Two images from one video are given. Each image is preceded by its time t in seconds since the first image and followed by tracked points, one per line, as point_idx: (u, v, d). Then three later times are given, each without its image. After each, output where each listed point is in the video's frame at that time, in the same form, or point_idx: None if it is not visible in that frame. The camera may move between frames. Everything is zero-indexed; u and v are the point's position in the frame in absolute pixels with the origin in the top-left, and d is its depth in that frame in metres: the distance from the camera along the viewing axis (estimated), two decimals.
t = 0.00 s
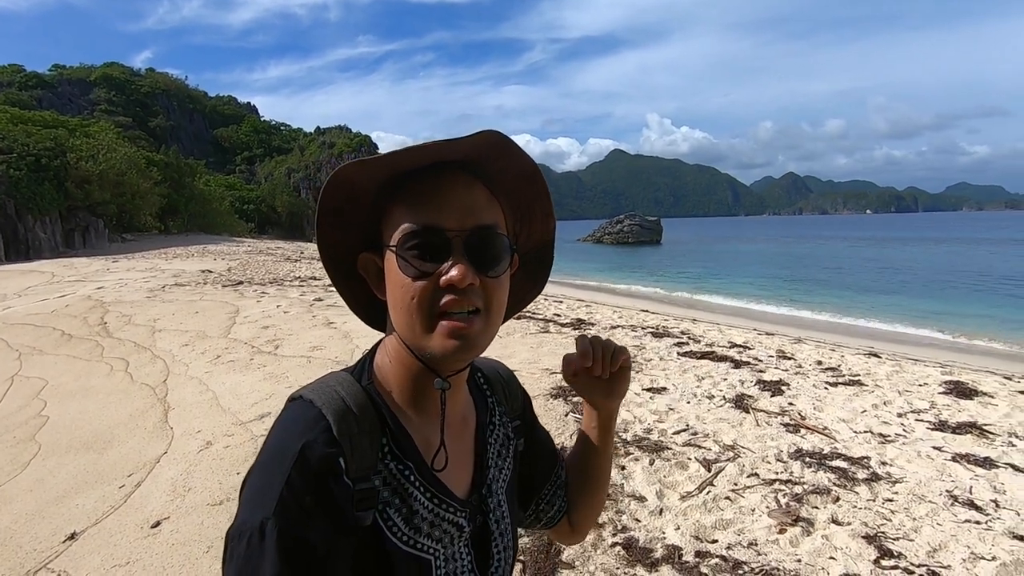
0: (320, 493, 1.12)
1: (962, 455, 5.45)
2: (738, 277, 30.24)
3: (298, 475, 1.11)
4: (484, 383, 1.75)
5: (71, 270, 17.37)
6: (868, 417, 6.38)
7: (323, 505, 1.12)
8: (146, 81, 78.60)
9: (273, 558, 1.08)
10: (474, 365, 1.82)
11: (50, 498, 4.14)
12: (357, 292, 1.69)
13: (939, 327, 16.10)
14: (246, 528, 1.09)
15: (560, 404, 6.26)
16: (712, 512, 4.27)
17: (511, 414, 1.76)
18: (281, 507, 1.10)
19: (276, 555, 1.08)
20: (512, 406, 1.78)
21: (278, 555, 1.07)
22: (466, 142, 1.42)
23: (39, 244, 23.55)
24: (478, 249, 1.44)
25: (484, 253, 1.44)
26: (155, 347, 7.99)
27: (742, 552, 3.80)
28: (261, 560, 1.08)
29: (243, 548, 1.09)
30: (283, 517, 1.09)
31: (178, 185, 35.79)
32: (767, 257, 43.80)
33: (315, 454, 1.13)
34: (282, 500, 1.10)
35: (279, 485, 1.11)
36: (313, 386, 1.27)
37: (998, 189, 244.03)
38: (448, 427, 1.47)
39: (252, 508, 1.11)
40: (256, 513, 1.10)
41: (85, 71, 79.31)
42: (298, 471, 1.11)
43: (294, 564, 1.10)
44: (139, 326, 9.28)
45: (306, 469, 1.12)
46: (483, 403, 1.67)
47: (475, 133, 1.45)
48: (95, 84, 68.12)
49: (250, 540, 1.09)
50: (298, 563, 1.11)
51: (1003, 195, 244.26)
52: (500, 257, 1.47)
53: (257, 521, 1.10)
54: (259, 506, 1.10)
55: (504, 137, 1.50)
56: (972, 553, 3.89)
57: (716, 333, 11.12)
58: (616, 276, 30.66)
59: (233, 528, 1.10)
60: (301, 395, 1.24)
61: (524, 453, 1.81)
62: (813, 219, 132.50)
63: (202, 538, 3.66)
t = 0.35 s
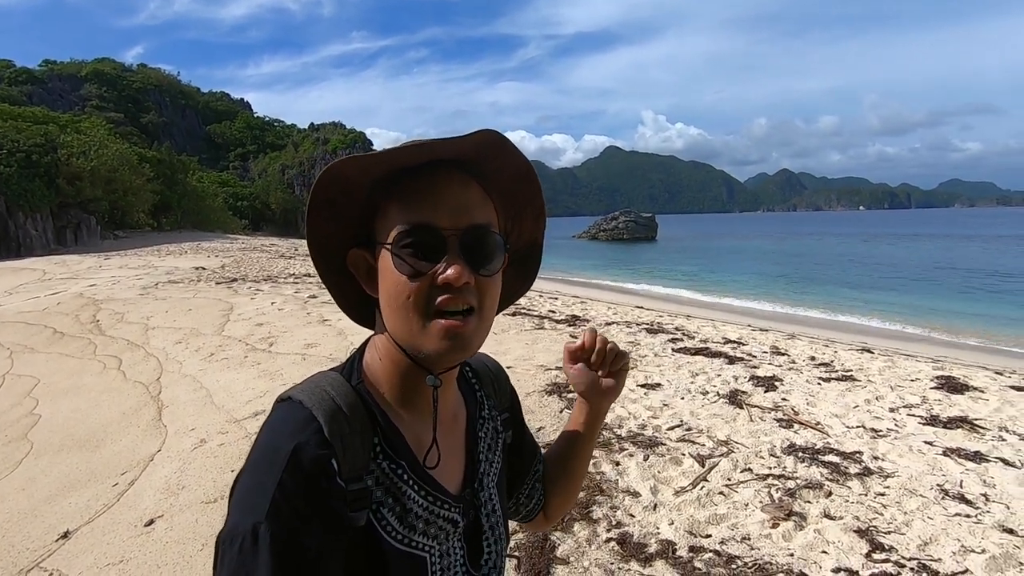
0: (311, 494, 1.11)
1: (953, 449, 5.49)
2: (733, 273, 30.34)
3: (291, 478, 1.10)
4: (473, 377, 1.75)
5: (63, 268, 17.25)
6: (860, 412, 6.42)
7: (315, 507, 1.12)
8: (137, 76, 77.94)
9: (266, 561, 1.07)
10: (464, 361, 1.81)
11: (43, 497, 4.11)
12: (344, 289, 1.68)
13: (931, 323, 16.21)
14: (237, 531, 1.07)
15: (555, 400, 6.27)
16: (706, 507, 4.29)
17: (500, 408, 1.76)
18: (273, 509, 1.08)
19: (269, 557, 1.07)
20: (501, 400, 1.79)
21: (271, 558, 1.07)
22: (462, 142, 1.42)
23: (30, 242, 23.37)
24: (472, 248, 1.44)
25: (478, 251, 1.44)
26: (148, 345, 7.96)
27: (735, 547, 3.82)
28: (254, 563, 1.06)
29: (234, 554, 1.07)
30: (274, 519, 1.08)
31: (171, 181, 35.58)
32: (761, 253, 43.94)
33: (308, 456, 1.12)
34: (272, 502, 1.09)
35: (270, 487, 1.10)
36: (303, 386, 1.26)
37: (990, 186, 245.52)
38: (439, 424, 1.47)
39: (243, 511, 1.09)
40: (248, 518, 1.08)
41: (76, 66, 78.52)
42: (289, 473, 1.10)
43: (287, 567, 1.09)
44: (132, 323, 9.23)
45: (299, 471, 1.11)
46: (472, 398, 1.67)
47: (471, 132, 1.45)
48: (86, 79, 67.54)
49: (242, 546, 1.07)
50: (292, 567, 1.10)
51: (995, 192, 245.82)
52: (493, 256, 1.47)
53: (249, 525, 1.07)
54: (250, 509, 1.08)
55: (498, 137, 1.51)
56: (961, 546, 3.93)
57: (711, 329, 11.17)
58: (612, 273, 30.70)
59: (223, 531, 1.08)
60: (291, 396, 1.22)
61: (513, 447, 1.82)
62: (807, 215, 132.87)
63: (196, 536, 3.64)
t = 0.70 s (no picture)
0: (307, 492, 1.11)
1: (946, 444, 5.53)
2: (729, 270, 30.41)
3: (286, 475, 1.10)
4: (466, 375, 1.75)
5: (57, 265, 17.17)
6: (855, 408, 6.45)
7: (311, 505, 1.12)
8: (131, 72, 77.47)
9: (262, 559, 1.06)
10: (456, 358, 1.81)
11: (37, 495, 4.10)
12: (336, 289, 1.68)
13: (925, 319, 16.29)
14: (231, 531, 1.07)
15: (551, 397, 6.28)
16: (701, 503, 4.30)
17: (492, 404, 1.77)
18: (269, 507, 1.08)
19: (265, 556, 1.06)
20: (493, 395, 1.79)
21: (267, 556, 1.07)
22: (448, 139, 1.42)
23: (24, 239, 23.24)
24: (460, 246, 1.44)
25: (466, 250, 1.44)
26: (143, 342, 7.93)
27: (730, 542, 3.84)
28: (249, 561, 1.06)
29: (229, 553, 1.06)
30: (270, 517, 1.08)
31: (166, 178, 35.42)
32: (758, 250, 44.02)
33: (303, 454, 1.12)
34: (268, 501, 1.08)
35: (265, 485, 1.09)
36: (297, 384, 1.25)
37: (984, 183, 246.46)
38: (433, 422, 1.48)
39: (238, 511, 1.08)
40: (244, 515, 1.07)
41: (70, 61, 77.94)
42: (285, 471, 1.10)
43: (283, 564, 1.09)
44: (126, 321, 9.19)
45: (294, 469, 1.10)
46: (465, 395, 1.67)
47: (458, 131, 1.44)
48: (79, 75, 67.08)
49: (237, 544, 1.06)
50: (289, 565, 1.09)
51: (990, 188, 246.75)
52: (482, 254, 1.47)
53: (244, 523, 1.07)
54: (245, 509, 1.07)
55: (486, 134, 1.50)
56: (954, 540, 3.95)
57: (706, 326, 11.20)
58: (608, 270, 30.72)
59: (217, 530, 1.08)
60: (285, 395, 1.22)
61: (505, 444, 1.82)
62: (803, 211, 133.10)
63: (192, 534, 3.65)
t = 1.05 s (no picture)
0: (314, 494, 1.10)
1: (943, 443, 5.55)
2: (728, 268, 30.47)
3: (293, 476, 1.09)
4: (462, 373, 1.76)
5: (55, 263, 17.14)
6: (852, 407, 6.47)
7: (319, 505, 1.11)
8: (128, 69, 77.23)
9: (269, 560, 1.05)
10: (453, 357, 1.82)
11: (35, 494, 4.10)
12: (335, 291, 1.68)
13: (923, 318, 16.34)
14: (240, 532, 1.06)
15: (550, 396, 6.28)
16: (699, 502, 4.31)
17: (487, 401, 1.77)
18: (276, 510, 1.07)
19: (273, 559, 1.06)
20: (488, 394, 1.79)
21: (276, 557, 1.06)
22: (449, 144, 1.40)
23: (21, 236, 23.17)
24: (460, 252, 1.43)
25: (467, 255, 1.44)
26: (141, 341, 7.92)
27: (728, 541, 3.85)
28: (257, 562, 1.05)
29: (236, 556, 1.05)
30: (278, 519, 1.07)
31: (163, 176, 35.34)
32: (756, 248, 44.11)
33: (309, 457, 1.11)
34: (277, 502, 1.07)
35: (272, 489, 1.08)
36: (299, 387, 1.25)
37: (982, 181, 246.78)
38: (434, 423, 1.48)
39: (244, 515, 1.07)
40: (252, 517, 1.06)
41: (66, 60, 77.74)
42: (292, 473, 1.09)
43: (289, 567, 1.08)
44: (124, 320, 9.18)
45: (301, 472, 1.10)
46: (463, 395, 1.67)
47: (457, 136, 1.43)
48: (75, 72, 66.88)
49: (245, 547, 1.05)
50: (295, 566, 1.08)
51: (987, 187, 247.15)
52: (482, 259, 1.47)
53: (252, 527, 1.06)
54: (252, 512, 1.06)
55: (485, 139, 1.49)
56: (951, 539, 3.97)
57: (705, 324, 11.22)
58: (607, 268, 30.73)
59: (224, 534, 1.07)
60: (288, 397, 1.21)
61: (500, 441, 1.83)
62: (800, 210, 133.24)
63: (190, 533, 3.65)
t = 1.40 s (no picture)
0: (317, 482, 1.11)
1: (937, 441, 5.57)
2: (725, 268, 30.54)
3: (295, 465, 1.08)
4: (451, 369, 1.78)
5: (52, 262, 17.11)
6: (847, 406, 6.49)
7: (322, 494, 1.11)
8: (125, 68, 77.00)
9: (273, 548, 1.04)
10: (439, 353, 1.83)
11: (33, 493, 4.10)
12: (331, 291, 1.68)
13: (919, 318, 16.38)
14: (241, 522, 1.05)
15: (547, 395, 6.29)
16: (694, 500, 4.33)
17: (472, 393, 1.79)
18: (279, 498, 1.06)
19: (277, 546, 1.05)
20: (471, 386, 1.81)
21: (281, 546, 1.05)
22: (442, 143, 1.41)
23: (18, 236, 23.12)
24: (453, 250, 1.44)
25: (459, 253, 1.45)
26: (138, 340, 7.91)
27: (723, 539, 3.87)
28: (260, 550, 1.04)
29: (238, 546, 1.04)
30: (281, 507, 1.06)
31: (161, 176, 35.26)
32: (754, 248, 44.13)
33: (311, 447, 1.11)
34: (280, 492, 1.07)
35: (274, 479, 1.07)
36: (296, 381, 1.24)
37: (979, 182, 247.31)
38: (428, 416, 1.49)
39: (246, 505, 1.06)
40: (254, 507, 1.05)
41: (64, 58, 77.51)
42: (295, 463, 1.09)
43: (292, 556, 1.07)
44: (122, 319, 9.18)
45: (303, 461, 1.10)
46: (452, 387, 1.69)
47: (450, 135, 1.44)
48: (72, 70, 66.70)
49: (247, 536, 1.04)
50: (298, 553, 1.07)
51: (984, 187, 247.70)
52: (475, 256, 1.48)
53: (254, 515, 1.05)
54: (254, 501, 1.05)
55: (477, 139, 1.50)
56: (944, 536, 3.99)
57: (702, 324, 11.24)
58: (605, 267, 30.79)
59: (225, 525, 1.05)
60: (286, 391, 1.20)
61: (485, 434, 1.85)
62: (798, 210, 133.34)
63: (187, 531, 3.65)
